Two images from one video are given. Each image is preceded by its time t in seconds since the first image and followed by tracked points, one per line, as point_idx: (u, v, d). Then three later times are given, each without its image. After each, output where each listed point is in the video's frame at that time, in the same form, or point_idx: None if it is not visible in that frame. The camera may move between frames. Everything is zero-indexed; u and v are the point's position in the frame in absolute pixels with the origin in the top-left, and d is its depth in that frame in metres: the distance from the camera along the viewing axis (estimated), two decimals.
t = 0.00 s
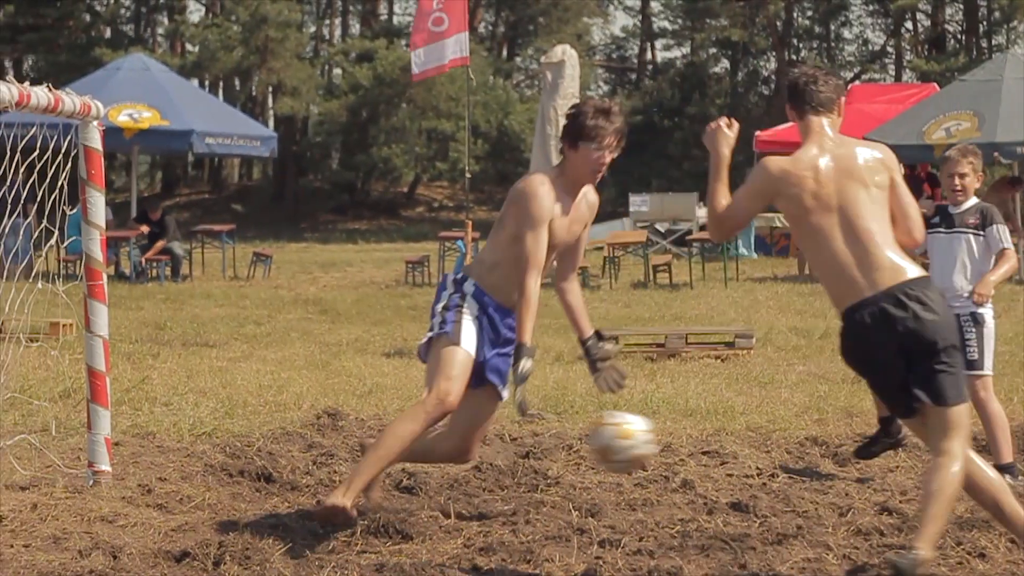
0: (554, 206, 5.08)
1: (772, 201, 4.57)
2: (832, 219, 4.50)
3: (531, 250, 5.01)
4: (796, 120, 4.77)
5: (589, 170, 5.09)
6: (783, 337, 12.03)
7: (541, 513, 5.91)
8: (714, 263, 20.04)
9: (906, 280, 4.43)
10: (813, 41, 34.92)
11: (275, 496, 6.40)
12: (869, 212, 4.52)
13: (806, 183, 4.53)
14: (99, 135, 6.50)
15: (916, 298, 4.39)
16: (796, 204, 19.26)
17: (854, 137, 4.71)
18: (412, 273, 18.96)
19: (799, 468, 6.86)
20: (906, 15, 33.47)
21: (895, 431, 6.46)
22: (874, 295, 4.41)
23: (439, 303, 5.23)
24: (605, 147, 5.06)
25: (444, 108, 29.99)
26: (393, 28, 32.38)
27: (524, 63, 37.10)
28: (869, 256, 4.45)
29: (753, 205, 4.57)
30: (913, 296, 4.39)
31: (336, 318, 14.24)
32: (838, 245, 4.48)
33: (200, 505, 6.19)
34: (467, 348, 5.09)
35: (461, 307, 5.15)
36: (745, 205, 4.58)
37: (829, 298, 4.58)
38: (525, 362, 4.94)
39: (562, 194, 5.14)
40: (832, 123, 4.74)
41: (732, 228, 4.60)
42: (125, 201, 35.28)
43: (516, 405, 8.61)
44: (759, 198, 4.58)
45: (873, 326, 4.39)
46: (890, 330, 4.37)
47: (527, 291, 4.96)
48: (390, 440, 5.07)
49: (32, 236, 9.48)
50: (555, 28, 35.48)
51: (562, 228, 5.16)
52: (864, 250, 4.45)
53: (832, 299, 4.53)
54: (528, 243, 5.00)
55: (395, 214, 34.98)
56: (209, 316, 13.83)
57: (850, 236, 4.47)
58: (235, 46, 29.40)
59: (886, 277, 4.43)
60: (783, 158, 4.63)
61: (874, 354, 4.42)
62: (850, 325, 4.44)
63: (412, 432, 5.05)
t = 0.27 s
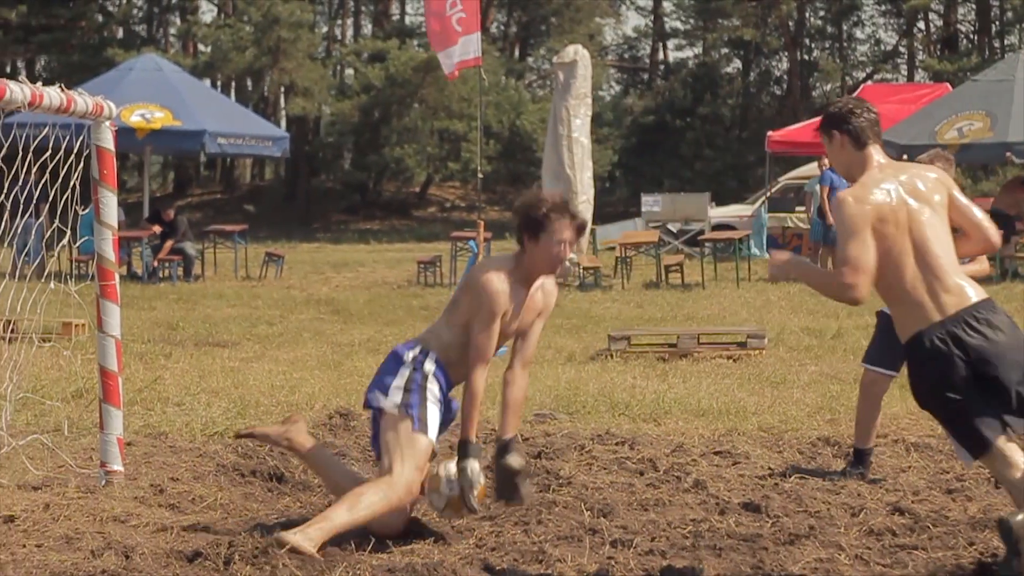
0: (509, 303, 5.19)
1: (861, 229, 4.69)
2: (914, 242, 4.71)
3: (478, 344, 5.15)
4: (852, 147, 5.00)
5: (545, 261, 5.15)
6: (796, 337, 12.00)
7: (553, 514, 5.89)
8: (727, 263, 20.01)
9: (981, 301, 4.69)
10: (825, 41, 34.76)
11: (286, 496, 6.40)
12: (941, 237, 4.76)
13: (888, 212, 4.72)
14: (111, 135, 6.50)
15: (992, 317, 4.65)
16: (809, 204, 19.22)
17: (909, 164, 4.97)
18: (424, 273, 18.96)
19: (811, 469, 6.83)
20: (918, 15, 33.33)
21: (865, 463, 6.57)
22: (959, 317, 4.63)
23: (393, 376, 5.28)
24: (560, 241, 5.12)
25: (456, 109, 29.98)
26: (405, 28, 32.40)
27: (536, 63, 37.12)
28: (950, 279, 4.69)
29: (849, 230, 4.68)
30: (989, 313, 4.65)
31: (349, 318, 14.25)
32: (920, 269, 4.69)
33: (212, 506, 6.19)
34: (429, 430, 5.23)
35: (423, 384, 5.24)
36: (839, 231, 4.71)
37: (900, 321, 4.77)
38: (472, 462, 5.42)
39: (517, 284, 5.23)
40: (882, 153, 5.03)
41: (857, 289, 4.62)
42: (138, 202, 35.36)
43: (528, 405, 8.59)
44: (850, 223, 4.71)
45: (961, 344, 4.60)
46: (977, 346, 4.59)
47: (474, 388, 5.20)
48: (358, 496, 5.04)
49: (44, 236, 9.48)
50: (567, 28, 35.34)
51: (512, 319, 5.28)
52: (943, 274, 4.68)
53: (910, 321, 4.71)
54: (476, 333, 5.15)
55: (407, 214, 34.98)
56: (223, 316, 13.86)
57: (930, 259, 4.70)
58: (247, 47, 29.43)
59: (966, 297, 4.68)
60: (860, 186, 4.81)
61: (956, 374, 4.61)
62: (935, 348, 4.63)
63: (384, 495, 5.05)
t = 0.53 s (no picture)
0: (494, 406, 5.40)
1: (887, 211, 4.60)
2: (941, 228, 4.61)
3: (458, 426, 5.28)
4: (873, 143, 4.99)
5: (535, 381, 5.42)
6: (808, 337, 11.96)
7: (565, 514, 5.87)
8: (739, 263, 19.97)
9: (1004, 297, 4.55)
10: (837, 41, 34.68)
11: (297, 497, 6.40)
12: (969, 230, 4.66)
13: (917, 198, 4.64)
14: (124, 136, 6.51)
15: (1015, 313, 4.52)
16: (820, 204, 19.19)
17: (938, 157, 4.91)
18: (436, 274, 18.97)
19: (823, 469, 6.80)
20: (930, 15, 33.18)
21: (876, 461, 6.54)
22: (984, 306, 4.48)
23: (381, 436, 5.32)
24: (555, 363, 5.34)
25: (468, 109, 29.97)
26: (417, 28, 32.39)
27: (548, 63, 37.13)
28: (974, 269, 4.57)
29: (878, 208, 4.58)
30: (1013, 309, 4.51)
31: (360, 318, 14.26)
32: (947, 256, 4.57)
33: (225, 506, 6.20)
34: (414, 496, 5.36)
35: (405, 457, 5.34)
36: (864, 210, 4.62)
37: (921, 308, 4.59)
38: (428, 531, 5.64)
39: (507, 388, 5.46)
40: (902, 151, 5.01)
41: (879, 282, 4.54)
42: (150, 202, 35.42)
43: (542, 406, 8.58)
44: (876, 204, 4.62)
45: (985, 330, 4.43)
46: (1000, 334, 4.43)
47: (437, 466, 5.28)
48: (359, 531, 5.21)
49: (56, 236, 9.47)
50: (578, 29, 35.42)
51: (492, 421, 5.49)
52: (968, 264, 4.56)
53: (930, 306, 4.54)
54: (461, 420, 5.27)
55: (419, 215, 35.00)
56: (236, 316, 13.89)
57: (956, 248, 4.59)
58: (259, 47, 29.46)
59: (990, 290, 4.55)
60: (887, 176, 4.74)
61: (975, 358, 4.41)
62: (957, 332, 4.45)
63: (381, 540, 5.21)
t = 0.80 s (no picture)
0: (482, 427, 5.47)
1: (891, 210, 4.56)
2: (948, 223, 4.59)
3: (447, 445, 5.36)
4: (874, 144, 4.89)
5: (518, 426, 5.52)
6: (818, 337, 11.93)
7: (575, 515, 5.85)
8: (748, 263, 19.94)
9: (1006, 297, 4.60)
10: (847, 41, 34.61)
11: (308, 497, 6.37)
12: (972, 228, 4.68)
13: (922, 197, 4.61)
14: (134, 136, 6.51)
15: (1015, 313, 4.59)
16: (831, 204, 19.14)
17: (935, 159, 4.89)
18: (446, 274, 18.97)
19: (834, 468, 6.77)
20: (941, 15, 33.08)
21: (876, 442, 6.52)
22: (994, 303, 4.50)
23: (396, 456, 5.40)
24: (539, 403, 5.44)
25: (478, 109, 29.97)
26: (427, 28, 32.38)
27: (558, 63, 37.10)
28: (981, 266, 4.58)
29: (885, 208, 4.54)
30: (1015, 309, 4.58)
31: (370, 318, 14.26)
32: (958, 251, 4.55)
33: (234, 506, 6.19)
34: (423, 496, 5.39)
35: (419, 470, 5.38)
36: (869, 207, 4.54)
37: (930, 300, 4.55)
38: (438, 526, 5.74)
39: (495, 422, 5.52)
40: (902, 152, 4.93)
41: (869, 272, 4.44)
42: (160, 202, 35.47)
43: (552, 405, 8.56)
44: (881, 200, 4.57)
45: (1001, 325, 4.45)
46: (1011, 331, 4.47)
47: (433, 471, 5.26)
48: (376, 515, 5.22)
49: (66, 236, 9.46)
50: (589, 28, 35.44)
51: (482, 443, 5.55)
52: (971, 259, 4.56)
53: (941, 302, 4.52)
54: (455, 443, 5.36)
55: (429, 215, 35.01)
56: (246, 316, 13.91)
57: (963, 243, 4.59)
58: (268, 47, 29.47)
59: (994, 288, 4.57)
60: (892, 172, 4.69)
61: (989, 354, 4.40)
62: (971, 328, 4.43)
63: (402, 525, 5.24)
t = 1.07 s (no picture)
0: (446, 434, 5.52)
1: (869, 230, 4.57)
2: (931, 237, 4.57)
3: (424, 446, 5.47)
4: (855, 162, 4.88)
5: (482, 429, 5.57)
6: (826, 337, 11.92)
7: (585, 515, 5.84)
8: (757, 263, 19.91)
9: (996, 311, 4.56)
10: (856, 41, 34.53)
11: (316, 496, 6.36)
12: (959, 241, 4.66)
13: (905, 214, 4.60)
14: (143, 136, 6.50)
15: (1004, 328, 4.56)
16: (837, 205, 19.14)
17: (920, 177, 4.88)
18: (455, 273, 18.97)
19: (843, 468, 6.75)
20: (950, 15, 32.99)
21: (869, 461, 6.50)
22: (982, 316, 4.45)
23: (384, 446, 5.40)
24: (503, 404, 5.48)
25: (487, 109, 29.99)
26: (436, 29, 32.37)
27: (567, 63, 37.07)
28: (968, 279, 4.54)
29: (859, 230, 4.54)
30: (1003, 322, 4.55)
31: (379, 318, 14.26)
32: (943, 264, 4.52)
33: (244, 505, 6.19)
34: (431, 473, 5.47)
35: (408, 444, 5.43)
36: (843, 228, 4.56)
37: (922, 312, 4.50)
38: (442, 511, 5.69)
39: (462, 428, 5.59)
40: (886, 166, 4.91)
41: (856, 295, 4.47)
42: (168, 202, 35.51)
43: (560, 406, 8.54)
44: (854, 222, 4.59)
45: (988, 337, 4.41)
46: (997, 343, 4.43)
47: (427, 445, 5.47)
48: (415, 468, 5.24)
49: (76, 236, 9.46)
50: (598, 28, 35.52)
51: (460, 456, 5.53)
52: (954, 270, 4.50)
53: (928, 313, 4.47)
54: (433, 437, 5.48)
55: (437, 215, 35.02)
56: (255, 316, 13.93)
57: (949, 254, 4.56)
58: (277, 48, 29.49)
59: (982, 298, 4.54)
60: (874, 190, 4.67)
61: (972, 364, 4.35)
62: (964, 337, 4.38)
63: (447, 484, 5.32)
